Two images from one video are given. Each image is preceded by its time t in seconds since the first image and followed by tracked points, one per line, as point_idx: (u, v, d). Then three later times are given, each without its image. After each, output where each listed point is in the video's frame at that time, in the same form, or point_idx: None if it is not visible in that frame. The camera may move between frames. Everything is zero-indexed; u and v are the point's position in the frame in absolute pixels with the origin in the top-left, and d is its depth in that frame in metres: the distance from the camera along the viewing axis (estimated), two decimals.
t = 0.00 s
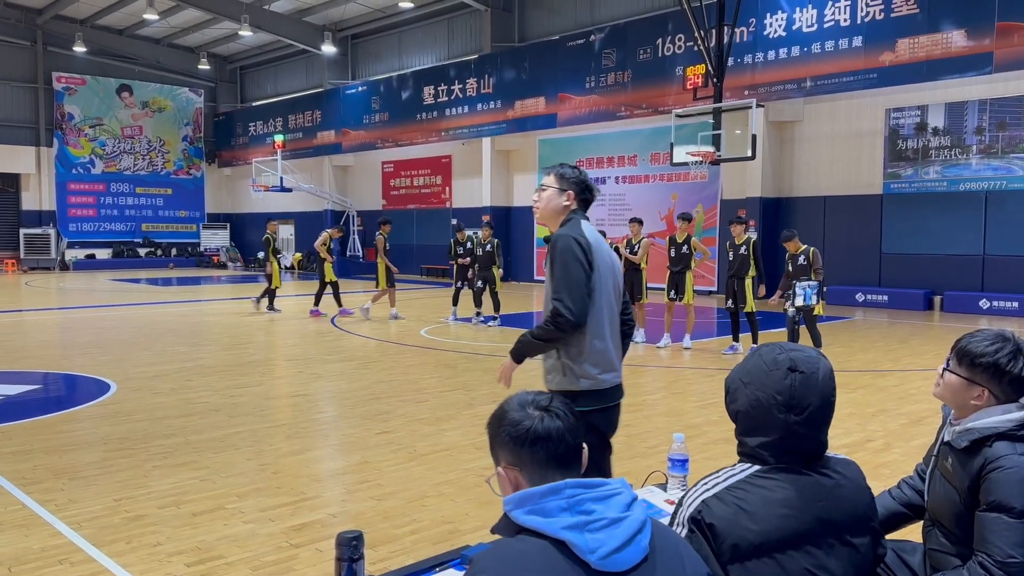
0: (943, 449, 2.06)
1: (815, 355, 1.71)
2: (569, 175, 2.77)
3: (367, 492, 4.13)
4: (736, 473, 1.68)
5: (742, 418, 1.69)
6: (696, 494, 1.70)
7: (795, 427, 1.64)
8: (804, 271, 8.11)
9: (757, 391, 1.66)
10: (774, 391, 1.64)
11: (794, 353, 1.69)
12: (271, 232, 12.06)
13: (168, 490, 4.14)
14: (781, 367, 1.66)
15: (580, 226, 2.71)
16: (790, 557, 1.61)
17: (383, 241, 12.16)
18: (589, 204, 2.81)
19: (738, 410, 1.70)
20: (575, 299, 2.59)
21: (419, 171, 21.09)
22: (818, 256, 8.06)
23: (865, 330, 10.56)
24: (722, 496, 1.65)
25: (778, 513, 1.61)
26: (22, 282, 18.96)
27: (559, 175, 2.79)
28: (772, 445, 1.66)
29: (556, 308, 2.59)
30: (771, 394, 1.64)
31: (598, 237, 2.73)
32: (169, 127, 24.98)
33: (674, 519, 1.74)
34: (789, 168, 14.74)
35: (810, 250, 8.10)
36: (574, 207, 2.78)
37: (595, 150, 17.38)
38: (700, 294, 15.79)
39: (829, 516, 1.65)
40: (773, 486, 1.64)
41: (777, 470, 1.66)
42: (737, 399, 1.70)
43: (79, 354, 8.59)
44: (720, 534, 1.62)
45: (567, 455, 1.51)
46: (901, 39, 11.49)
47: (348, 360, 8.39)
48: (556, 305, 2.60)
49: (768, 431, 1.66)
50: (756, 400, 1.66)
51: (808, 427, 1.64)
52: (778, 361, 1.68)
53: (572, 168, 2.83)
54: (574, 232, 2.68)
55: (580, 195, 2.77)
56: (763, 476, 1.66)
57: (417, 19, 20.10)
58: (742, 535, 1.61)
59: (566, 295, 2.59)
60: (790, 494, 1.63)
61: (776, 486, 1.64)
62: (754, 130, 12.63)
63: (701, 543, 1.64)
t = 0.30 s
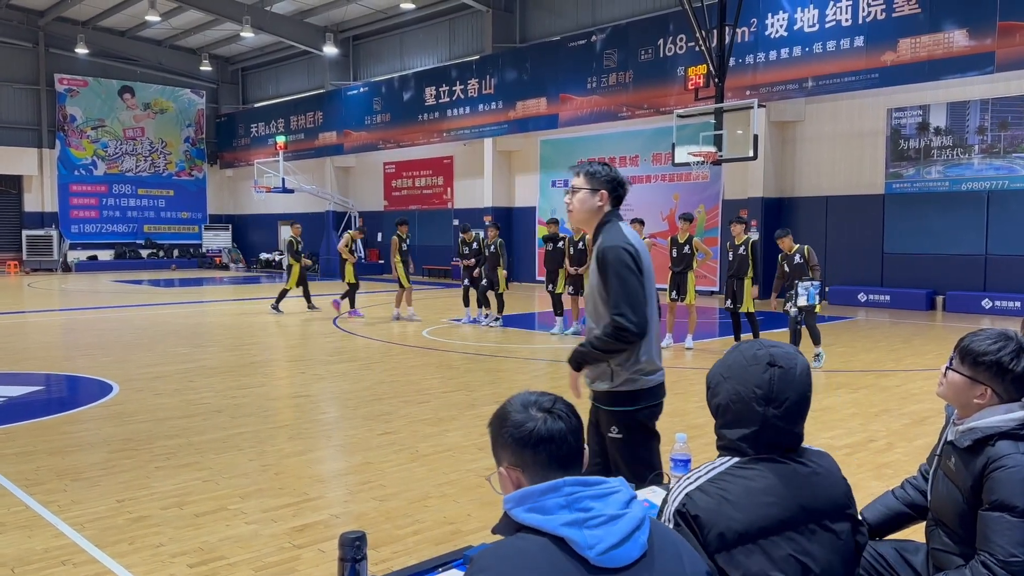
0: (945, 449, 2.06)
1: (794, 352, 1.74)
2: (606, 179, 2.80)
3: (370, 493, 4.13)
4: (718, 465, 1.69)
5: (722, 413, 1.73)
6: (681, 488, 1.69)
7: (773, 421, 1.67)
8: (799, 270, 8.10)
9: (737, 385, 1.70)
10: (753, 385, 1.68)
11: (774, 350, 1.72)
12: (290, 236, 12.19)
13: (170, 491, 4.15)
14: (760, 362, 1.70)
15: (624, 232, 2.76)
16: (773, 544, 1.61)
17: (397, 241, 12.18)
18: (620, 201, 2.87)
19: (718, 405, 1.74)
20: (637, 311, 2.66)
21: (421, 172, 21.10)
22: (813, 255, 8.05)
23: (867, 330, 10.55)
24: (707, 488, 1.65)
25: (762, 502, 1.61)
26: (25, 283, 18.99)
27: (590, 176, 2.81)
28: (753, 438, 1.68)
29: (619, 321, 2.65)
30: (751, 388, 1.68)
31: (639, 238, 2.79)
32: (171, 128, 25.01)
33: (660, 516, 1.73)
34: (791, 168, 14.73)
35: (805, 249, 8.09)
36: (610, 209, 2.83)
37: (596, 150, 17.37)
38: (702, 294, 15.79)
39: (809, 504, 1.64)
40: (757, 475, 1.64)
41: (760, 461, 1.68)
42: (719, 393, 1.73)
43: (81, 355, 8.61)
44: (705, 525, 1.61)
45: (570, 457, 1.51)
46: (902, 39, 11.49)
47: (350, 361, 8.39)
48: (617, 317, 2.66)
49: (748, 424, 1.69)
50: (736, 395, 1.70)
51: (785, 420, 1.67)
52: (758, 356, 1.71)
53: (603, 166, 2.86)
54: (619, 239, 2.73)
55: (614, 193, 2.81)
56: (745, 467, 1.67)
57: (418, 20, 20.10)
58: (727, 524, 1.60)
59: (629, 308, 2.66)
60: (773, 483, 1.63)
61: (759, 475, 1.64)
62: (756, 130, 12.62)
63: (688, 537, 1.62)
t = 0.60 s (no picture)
0: (949, 448, 2.05)
1: (776, 349, 1.79)
2: (639, 180, 2.82)
3: (372, 494, 4.13)
4: (708, 461, 1.70)
5: (712, 410, 1.75)
6: (674, 485, 1.69)
7: (760, 415, 1.70)
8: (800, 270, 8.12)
9: (723, 382, 1.74)
10: (740, 380, 1.71)
11: (758, 346, 1.77)
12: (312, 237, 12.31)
13: (173, 493, 4.15)
14: (746, 358, 1.74)
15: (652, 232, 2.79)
16: (765, 532, 1.59)
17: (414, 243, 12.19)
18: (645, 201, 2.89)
19: (706, 402, 1.77)
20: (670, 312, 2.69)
21: (423, 172, 21.10)
22: (815, 255, 8.08)
23: (869, 329, 10.55)
24: (699, 481, 1.65)
25: (752, 492, 1.60)
26: (27, 285, 19.02)
27: (616, 175, 2.82)
28: (742, 432, 1.70)
29: (653, 322, 2.68)
30: (738, 384, 1.72)
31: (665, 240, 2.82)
32: (173, 130, 25.04)
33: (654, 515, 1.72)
34: (793, 168, 14.72)
35: (808, 249, 8.12)
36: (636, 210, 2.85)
37: (597, 150, 17.37)
38: (704, 294, 15.79)
39: (798, 495, 1.64)
40: (748, 466, 1.64)
41: (750, 452, 1.69)
42: (706, 392, 1.77)
43: (83, 356, 8.61)
44: (702, 517, 1.60)
45: (571, 458, 1.51)
46: (904, 38, 11.48)
47: (351, 361, 8.39)
48: (649, 318, 2.69)
49: (736, 419, 1.71)
50: (723, 391, 1.73)
51: (771, 414, 1.70)
52: (743, 353, 1.75)
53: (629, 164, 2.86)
54: (653, 240, 2.75)
55: (639, 192, 2.83)
56: (733, 461, 1.67)
57: (420, 21, 20.10)
58: (722, 516, 1.59)
59: (662, 310, 2.68)
60: (762, 473, 1.63)
61: (749, 464, 1.65)
62: (757, 130, 12.61)
63: (684, 530, 1.61)
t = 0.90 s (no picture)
0: (954, 446, 2.05)
1: (778, 347, 1.78)
2: (654, 180, 2.84)
3: (376, 494, 4.14)
4: (709, 458, 1.70)
5: (714, 409, 1.75)
6: (675, 482, 1.69)
7: (762, 414, 1.69)
8: (814, 269, 8.11)
9: (726, 380, 1.73)
10: (741, 378, 1.71)
11: (759, 346, 1.76)
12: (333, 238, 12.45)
13: (178, 494, 4.16)
14: (747, 356, 1.73)
15: (665, 230, 2.80)
16: (764, 530, 1.59)
17: (427, 242, 12.22)
18: (664, 203, 2.91)
19: (708, 401, 1.76)
20: (671, 307, 2.69)
21: (426, 173, 21.11)
22: (829, 256, 8.09)
23: (873, 328, 10.53)
24: (701, 478, 1.65)
25: (751, 490, 1.60)
26: (32, 287, 19.07)
27: (636, 174, 2.87)
28: (743, 430, 1.70)
29: (653, 316, 2.68)
30: (739, 381, 1.71)
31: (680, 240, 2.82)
32: (177, 131, 25.10)
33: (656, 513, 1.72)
34: (796, 167, 14.70)
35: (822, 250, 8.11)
36: (653, 210, 2.87)
37: (601, 150, 17.36)
38: (708, 294, 15.77)
39: (800, 494, 1.63)
40: (748, 464, 1.64)
41: (751, 449, 1.69)
42: (708, 390, 1.76)
43: (88, 358, 8.63)
44: (702, 515, 1.60)
45: (572, 456, 1.51)
46: (907, 36, 11.46)
47: (355, 362, 8.40)
48: (649, 312, 2.69)
49: (738, 417, 1.70)
50: (726, 389, 1.72)
51: (773, 412, 1.69)
52: (745, 352, 1.75)
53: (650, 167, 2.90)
54: (660, 237, 2.76)
55: (657, 194, 2.85)
56: (734, 458, 1.67)
57: (423, 21, 20.12)
58: (722, 513, 1.59)
59: (662, 304, 2.69)
60: (762, 470, 1.63)
61: (749, 462, 1.65)
62: (761, 129, 12.59)
63: (683, 527, 1.62)
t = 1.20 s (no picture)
0: (972, 445, 2.03)
1: (800, 346, 1.79)
2: (667, 178, 2.87)
3: (391, 493, 4.14)
4: (733, 456, 1.69)
5: (737, 406, 1.74)
6: (700, 479, 1.68)
7: (788, 411, 1.68)
8: (840, 269, 7.94)
9: (750, 377, 1.72)
10: (767, 376, 1.70)
11: (783, 344, 1.76)
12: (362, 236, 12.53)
13: (194, 492, 4.18)
14: (772, 354, 1.73)
15: (680, 224, 2.83)
16: (789, 529, 1.59)
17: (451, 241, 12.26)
18: (686, 202, 2.93)
19: (732, 400, 1.75)
20: (680, 295, 2.70)
21: (439, 172, 21.13)
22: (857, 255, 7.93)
23: (890, 326, 10.45)
24: (726, 475, 1.64)
25: (775, 488, 1.60)
26: (50, 287, 19.24)
27: (654, 174, 2.92)
28: (769, 427, 1.69)
29: (664, 305, 2.71)
30: (765, 378, 1.71)
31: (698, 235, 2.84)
32: (192, 132, 25.24)
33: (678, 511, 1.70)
34: (811, 164, 14.61)
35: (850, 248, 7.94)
36: (673, 208, 2.90)
37: (613, 149, 17.33)
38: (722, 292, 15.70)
39: (824, 494, 1.62)
40: (773, 462, 1.64)
41: (775, 447, 1.68)
42: (731, 389, 1.75)
43: (105, 358, 8.69)
44: (728, 511, 1.59)
45: (586, 453, 1.50)
46: (922, 32, 11.37)
47: (369, 362, 8.41)
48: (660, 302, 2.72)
49: (763, 414, 1.70)
50: (750, 387, 1.72)
51: (799, 410, 1.69)
52: (769, 350, 1.75)
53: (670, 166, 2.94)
54: (671, 230, 2.79)
55: (676, 192, 2.89)
56: (759, 456, 1.66)
57: (435, 21, 20.15)
58: (747, 510, 1.58)
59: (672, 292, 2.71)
60: (787, 468, 1.63)
61: (773, 460, 1.64)
62: (775, 126, 12.52)
63: (708, 525, 1.61)
